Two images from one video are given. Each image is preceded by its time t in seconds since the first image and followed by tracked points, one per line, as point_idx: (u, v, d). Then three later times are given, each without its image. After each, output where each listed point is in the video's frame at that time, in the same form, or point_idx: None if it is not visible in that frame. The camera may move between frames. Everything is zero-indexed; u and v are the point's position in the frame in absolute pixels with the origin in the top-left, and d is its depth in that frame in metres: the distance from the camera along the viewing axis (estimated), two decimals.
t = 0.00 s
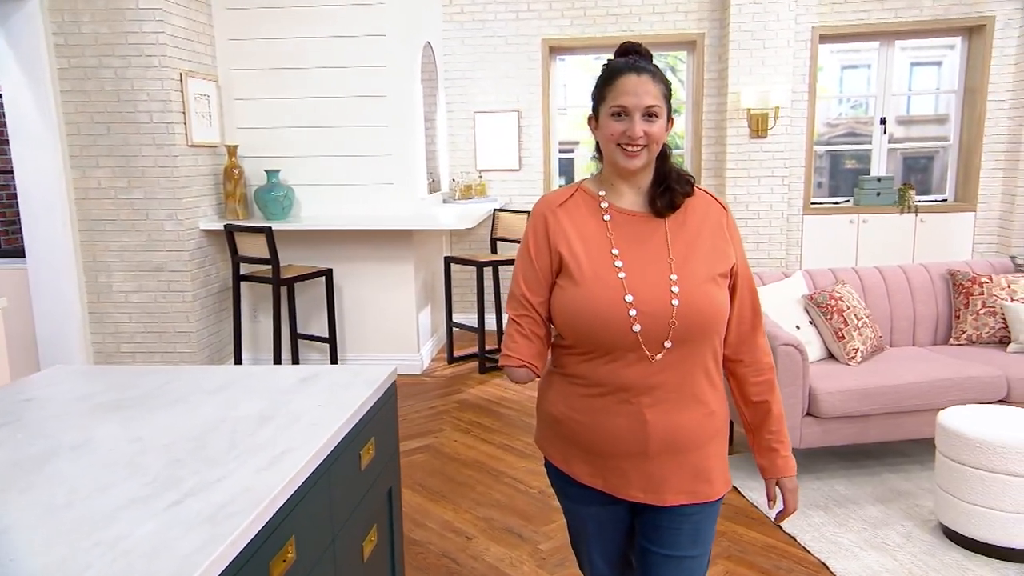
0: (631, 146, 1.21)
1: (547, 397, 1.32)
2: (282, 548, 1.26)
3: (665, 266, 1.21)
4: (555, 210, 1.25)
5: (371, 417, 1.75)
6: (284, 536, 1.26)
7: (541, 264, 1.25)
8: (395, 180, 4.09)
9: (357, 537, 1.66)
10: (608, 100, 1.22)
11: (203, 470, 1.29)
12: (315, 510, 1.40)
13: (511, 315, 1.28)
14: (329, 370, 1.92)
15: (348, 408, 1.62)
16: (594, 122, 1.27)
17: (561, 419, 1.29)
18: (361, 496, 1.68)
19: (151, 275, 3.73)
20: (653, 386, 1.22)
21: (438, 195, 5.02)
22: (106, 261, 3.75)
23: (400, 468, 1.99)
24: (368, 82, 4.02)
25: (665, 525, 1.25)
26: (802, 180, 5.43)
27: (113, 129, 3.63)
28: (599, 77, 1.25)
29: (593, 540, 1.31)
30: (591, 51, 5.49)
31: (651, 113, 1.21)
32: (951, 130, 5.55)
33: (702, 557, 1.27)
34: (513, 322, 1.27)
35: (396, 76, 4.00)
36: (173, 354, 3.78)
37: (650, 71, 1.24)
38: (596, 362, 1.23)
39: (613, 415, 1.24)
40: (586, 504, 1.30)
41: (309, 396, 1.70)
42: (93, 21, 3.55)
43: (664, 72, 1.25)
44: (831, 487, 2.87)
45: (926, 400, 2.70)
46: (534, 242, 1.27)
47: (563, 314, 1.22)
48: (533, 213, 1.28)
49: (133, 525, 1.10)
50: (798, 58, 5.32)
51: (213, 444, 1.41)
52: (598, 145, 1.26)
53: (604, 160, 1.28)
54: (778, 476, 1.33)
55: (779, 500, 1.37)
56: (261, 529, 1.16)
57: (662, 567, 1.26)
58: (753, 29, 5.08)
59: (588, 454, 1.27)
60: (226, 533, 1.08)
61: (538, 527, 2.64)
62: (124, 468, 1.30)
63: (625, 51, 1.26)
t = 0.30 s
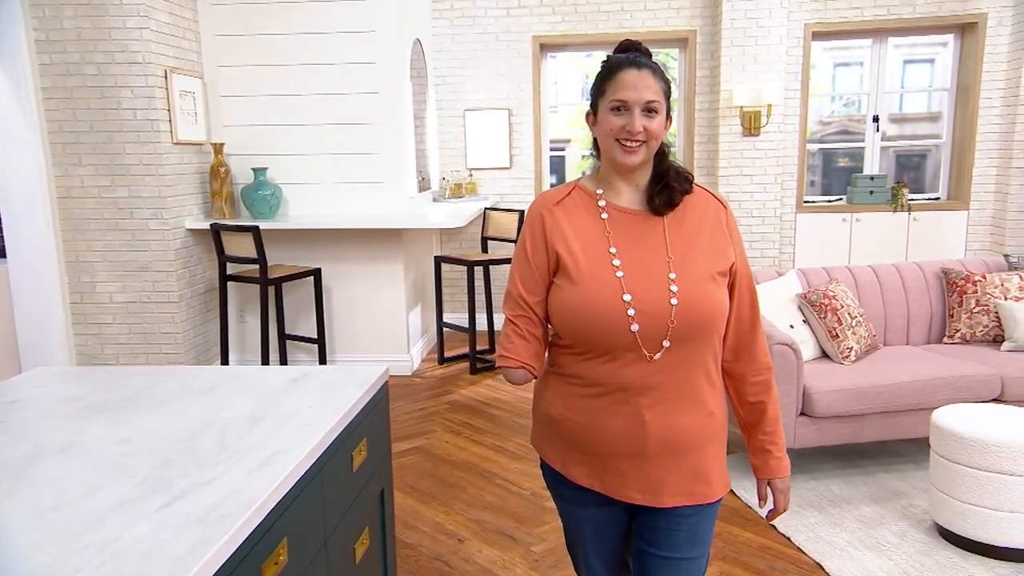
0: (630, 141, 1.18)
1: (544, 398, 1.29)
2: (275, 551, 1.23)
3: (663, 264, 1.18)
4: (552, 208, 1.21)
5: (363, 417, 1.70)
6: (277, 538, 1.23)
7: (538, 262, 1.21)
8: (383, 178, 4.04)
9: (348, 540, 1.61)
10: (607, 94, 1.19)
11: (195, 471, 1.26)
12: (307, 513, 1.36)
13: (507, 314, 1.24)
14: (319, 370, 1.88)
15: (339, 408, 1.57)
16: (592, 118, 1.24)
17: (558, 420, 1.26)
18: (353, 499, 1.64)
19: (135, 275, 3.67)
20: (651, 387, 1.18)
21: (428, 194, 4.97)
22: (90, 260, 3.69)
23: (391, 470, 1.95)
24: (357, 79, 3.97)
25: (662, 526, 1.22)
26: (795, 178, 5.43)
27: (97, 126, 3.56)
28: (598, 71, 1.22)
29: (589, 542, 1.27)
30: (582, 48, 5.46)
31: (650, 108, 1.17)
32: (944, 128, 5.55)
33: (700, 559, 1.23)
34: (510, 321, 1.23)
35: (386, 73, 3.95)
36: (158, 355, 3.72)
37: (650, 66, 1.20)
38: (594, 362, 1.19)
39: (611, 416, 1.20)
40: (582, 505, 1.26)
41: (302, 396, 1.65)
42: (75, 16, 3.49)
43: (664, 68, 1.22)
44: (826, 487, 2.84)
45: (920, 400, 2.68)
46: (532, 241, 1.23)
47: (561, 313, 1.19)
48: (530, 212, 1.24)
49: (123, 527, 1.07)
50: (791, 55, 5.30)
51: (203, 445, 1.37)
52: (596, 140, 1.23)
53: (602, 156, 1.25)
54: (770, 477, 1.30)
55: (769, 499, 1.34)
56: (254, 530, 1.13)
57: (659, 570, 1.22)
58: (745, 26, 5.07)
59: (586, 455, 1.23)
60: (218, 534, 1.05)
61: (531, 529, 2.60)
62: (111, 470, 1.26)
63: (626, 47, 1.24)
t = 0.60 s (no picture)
0: (639, 139, 1.14)
1: (549, 400, 1.25)
2: (274, 554, 1.19)
3: (673, 263, 1.14)
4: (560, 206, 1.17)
5: (363, 418, 1.67)
6: (276, 540, 1.20)
7: (545, 261, 1.17)
8: (383, 177, 4.01)
9: (349, 544, 1.57)
10: (615, 91, 1.15)
11: (191, 472, 1.22)
12: (306, 515, 1.33)
13: (512, 315, 1.20)
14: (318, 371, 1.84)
15: (339, 408, 1.54)
16: (599, 115, 1.20)
17: (564, 423, 1.22)
18: (353, 501, 1.60)
19: (131, 274, 3.63)
20: (662, 388, 1.15)
21: (427, 193, 4.94)
22: (85, 259, 3.65)
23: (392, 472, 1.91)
24: (357, 76, 3.93)
25: (669, 529, 1.18)
26: (798, 176, 5.40)
27: (92, 124, 3.53)
28: (605, 67, 1.19)
29: (595, 545, 1.23)
30: (582, 45, 5.42)
31: (659, 104, 1.14)
32: (948, 126, 5.52)
33: (708, 562, 1.20)
34: (516, 323, 1.19)
35: (386, 70, 3.91)
36: (153, 355, 3.69)
37: (658, 62, 1.17)
38: (603, 363, 1.16)
39: (620, 418, 1.16)
40: (587, 509, 1.22)
41: (301, 396, 1.61)
42: (70, 12, 3.45)
43: (672, 65, 1.19)
44: (830, 489, 2.81)
45: (926, 400, 2.64)
46: (539, 239, 1.19)
47: (569, 313, 1.15)
48: (536, 211, 1.20)
49: (121, 528, 1.04)
50: (794, 52, 5.26)
51: (201, 446, 1.33)
52: (602, 138, 1.19)
53: (608, 154, 1.21)
54: (782, 477, 1.27)
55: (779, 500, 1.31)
56: (254, 532, 1.10)
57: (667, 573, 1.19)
58: (748, 23, 5.03)
59: (593, 458, 1.19)
60: (219, 535, 1.02)
61: (531, 531, 2.57)
62: (103, 471, 1.22)
63: (633, 43, 1.20)
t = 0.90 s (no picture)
0: (639, 138, 1.11)
1: (550, 402, 1.20)
2: (271, 557, 1.16)
3: (677, 263, 1.11)
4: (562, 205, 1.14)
5: (362, 419, 1.63)
6: (273, 544, 1.16)
7: (547, 259, 1.13)
8: (381, 176, 3.97)
9: (345, 548, 1.53)
10: (614, 89, 1.12)
11: (186, 473, 1.19)
12: (303, 518, 1.29)
13: (513, 314, 1.16)
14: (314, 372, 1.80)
15: (336, 409, 1.50)
16: (599, 114, 1.16)
17: (565, 426, 1.18)
18: (350, 503, 1.56)
19: (126, 274, 3.60)
20: (666, 390, 1.11)
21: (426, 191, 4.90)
22: (80, 259, 3.62)
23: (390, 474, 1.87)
24: (355, 73, 3.89)
25: (671, 531, 1.15)
26: (800, 175, 5.36)
27: (86, 122, 3.49)
28: (605, 64, 1.15)
29: (595, 549, 1.19)
30: (582, 42, 5.38)
31: (659, 102, 1.10)
32: (953, 124, 5.48)
33: (710, 565, 1.17)
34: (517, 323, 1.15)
35: (385, 67, 3.87)
36: (149, 356, 3.65)
37: (658, 59, 1.13)
38: (606, 364, 1.12)
39: (624, 421, 1.13)
40: (588, 512, 1.18)
41: (298, 398, 1.58)
42: (63, 9, 3.41)
43: (672, 62, 1.15)
44: (833, 491, 2.77)
45: (931, 401, 2.61)
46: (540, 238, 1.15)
47: (572, 313, 1.11)
48: (537, 209, 1.16)
49: (116, 531, 1.00)
50: (797, 50, 5.22)
51: (196, 448, 1.29)
52: (603, 137, 1.16)
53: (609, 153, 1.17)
54: (779, 480, 1.23)
55: (777, 504, 1.27)
56: (250, 535, 1.06)
57: None
58: (750, 20, 4.99)
59: (596, 461, 1.15)
60: (214, 538, 0.99)
61: (531, 533, 2.53)
62: (91, 474, 1.19)
63: (632, 40, 1.16)
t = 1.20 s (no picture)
0: (628, 138, 1.07)
1: (539, 403, 1.17)
2: (256, 563, 1.12)
3: (667, 263, 1.07)
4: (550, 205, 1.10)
5: (351, 421, 1.59)
6: (258, 549, 1.12)
7: (535, 258, 1.10)
8: (375, 175, 3.93)
9: (333, 554, 1.49)
10: (602, 90, 1.08)
11: (173, 478, 1.15)
12: (289, 523, 1.25)
13: (502, 314, 1.13)
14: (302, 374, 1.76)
15: (325, 412, 1.46)
16: (588, 114, 1.13)
17: (554, 427, 1.14)
18: (339, 508, 1.52)
19: (116, 275, 3.56)
20: (655, 392, 1.08)
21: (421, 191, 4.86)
22: (69, 259, 3.57)
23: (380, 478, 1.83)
24: (348, 71, 3.85)
25: (660, 536, 1.11)
26: (798, 174, 5.32)
27: (75, 121, 3.45)
28: (593, 64, 1.12)
29: (585, 553, 1.16)
30: (577, 40, 5.35)
31: (648, 101, 1.06)
32: (951, 123, 5.46)
33: (701, 570, 1.13)
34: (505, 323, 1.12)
35: (379, 65, 3.83)
36: (139, 358, 3.60)
37: (647, 58, 1.10)
38: (594, 366, 1.09)
39: (612, 424, 1.09)
40: (578, 515, 1.15)
41: (286, 401, 1.54)
42: (51, 6, 3.37)
43: (662, 61, 1.11)
44: (830, 494, 2.74)
45: (929, 403, 2.58)
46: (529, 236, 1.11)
47: (560, 313, 1.08)
48: (528, 210, 1.13)
49: (97, 537, 0.96)
50: (794, 48, 5.19)
51: (183, 451, 1.25)
52: (593, 137, 1.13)
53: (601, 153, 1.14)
54: (774, 486, 1.20)
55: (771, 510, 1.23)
56: (235, 541, 1.03)
57: None
58: (747, 18, 4.96)
59: (584, 464, 1.12)
60: (198, 544, 0.95)
61: (525, 537, 2.50)
62: (69, 479, 1.15)
63: (621, 39, 1.13)
